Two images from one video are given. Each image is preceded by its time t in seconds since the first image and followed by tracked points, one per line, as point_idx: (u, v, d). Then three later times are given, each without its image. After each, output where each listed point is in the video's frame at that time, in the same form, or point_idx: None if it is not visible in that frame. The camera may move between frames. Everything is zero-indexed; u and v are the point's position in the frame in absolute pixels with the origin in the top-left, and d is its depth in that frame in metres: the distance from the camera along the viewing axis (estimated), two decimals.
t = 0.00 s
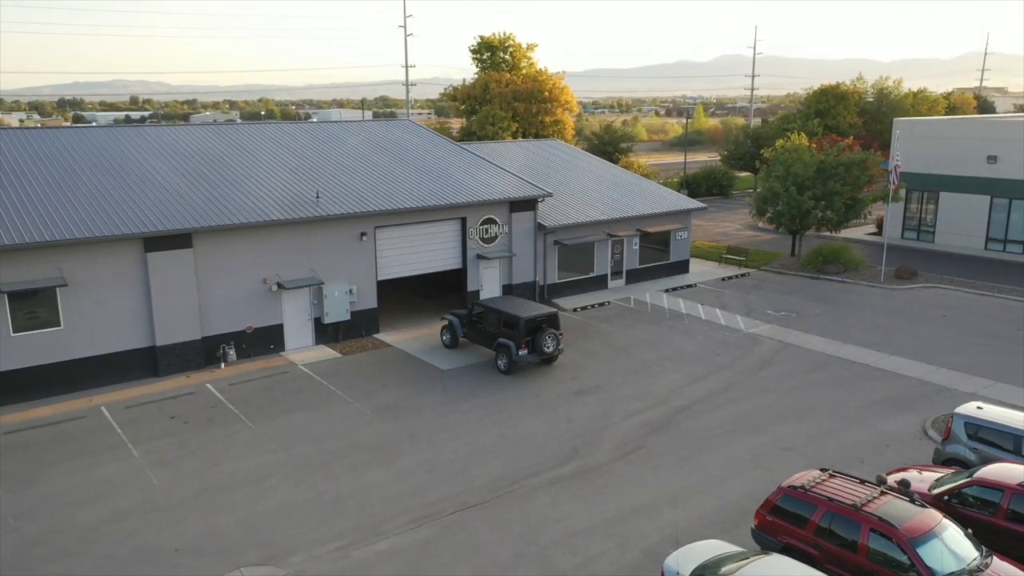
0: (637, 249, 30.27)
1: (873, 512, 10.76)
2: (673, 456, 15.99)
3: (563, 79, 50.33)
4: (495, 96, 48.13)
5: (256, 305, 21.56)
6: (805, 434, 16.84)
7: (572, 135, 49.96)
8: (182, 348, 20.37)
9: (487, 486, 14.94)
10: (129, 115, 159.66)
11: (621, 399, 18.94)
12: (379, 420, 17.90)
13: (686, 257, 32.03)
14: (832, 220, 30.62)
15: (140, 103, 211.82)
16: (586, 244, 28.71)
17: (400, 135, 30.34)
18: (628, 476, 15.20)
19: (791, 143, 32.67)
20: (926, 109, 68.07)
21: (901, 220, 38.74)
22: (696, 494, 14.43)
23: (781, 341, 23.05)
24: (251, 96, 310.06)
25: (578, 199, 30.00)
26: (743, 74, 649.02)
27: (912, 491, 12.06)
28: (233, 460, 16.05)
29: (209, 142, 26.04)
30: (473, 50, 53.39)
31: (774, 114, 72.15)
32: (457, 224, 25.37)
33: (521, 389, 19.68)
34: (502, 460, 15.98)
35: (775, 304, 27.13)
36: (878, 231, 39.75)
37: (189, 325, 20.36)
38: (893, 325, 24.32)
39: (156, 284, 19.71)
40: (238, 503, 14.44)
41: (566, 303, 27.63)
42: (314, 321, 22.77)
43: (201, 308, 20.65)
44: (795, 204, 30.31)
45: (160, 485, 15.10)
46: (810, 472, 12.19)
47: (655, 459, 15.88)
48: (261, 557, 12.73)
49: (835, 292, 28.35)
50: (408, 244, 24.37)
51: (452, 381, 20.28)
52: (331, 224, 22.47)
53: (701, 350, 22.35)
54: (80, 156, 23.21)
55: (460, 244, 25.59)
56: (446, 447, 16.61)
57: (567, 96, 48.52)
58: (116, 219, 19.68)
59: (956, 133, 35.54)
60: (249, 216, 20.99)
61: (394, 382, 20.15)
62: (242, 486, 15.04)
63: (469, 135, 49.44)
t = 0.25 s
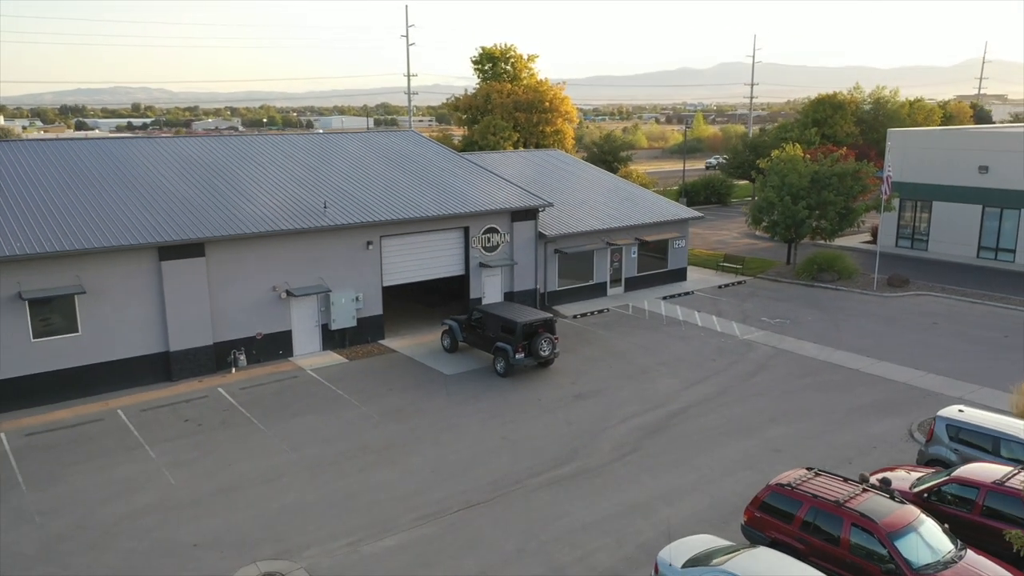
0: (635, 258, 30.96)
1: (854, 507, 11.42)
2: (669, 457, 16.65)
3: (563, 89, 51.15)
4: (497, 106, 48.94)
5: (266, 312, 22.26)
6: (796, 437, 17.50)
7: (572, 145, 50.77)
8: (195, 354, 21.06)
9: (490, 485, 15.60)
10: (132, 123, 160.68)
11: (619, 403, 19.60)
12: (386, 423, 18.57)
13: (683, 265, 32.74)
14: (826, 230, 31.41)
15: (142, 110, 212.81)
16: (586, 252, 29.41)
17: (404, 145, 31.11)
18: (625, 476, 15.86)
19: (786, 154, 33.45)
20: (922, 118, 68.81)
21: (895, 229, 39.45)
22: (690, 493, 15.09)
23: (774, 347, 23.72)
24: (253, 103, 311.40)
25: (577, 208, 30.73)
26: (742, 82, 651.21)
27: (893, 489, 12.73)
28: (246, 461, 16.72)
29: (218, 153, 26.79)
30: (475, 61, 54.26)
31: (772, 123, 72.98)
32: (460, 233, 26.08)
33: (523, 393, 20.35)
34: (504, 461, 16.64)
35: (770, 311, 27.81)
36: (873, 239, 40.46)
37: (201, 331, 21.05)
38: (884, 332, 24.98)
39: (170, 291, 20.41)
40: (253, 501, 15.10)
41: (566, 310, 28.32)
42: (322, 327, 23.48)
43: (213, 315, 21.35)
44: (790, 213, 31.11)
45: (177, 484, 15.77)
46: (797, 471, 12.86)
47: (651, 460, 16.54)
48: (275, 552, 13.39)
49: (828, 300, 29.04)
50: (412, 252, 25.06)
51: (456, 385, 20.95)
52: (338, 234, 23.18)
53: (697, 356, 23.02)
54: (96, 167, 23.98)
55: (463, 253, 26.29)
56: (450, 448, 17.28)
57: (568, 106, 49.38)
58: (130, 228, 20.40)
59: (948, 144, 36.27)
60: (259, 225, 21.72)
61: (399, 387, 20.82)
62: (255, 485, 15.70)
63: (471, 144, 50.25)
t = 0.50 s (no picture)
0: (637, 264, 31.53)
1: (843, 505, 11.99)
2: (668, 459, 17.21)
3: (567, 97, 51.75)
4: (501, 114, 49.55)
5: (276, 317, 22.89)
6: (792, 439, 18.05)
7: (575, 153, 51.37)
8: (208, 357, 21.70)
9: (495, 485, 16.18)
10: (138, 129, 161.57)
11: (620, 406, 20.16)
12: (393, 425, 19.14)
13: (684, 271, 33.31)
14: (825, 237, 31.89)
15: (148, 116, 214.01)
16: (588, 259, 29.99)
17: (411, 154, 31.80)
18: (625, 477, 16.42)
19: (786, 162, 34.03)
20: (923, 125, 69.23)
21: (894, 236, 39.96)
22: (688, 493, 15.64)
23: (773, 352, 24.26)
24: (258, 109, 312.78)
25: (580, 216, 31.35)
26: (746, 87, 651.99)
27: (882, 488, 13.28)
28: (260, 461, 17.32)
29: (229, 162, 27.46)
30: (479, 69, 54.92)
31: (775, 130, 73.50)
32: (465, 240, 26.70)
33: (527, 396, 20.94)
34: (508, 461, 17.22)
35: (768, 317, 28.36)
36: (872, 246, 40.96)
37: (214, 336, 21.68)
38: (880, 337, 25.51)
39: (184, 297, 21.05)
40: (267, 499, 15.70)
41: (569, 315, 28.90)
42: (331, 332, 24.09)
43: (226, 319, 21.98)
44: (789, 220, 31.71)
45: (193, 483, 16.36)
46: (790, 471, 13.42)
47: (651, 461, 17.12)
48: (290, 547, 13.99)
49: (827, 306, 29.57)
50: (419, 259, 25.68)
51: (462, 389, 21.54)
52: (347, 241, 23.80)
53: (696, 361, 23.57)
54: (112, 176, 24.72)
55: (468, 260, 26.91)
56: (456, 449, 17.86)
57: (571, 114, 49.98)
58: (147, 235, 21.07)
59: (946, 152, 36.81)
60: (271, 233, 22.38)
61: (406, 390, 21.42)
62: (269, 484, 16.30)
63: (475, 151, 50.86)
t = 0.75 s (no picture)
0: (638, 271, 32.20)
1: (830, 502, 12.65)
2: (666, 460, 17.86)
3: (570, 106, 52.51)
4: (505, 123, 50.33)
5: (287, 323, 23.60)
6: (787, 441, 18.68)
7: (578, 161, 52.11)
8: (222, 362, 22.41)
9: (499, 485, 16.84)
10: (143, 136, 162.68)
11: (621, 410, 20.82)
12: (402, 428, 19.81)
13: (684, 278, 33.98)
14: (822, 245, 32.55)
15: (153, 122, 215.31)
16: (590, 267, 30.66)
17: (417, 163, 32.56)
18: (625, 477, 17.07)
19: (784, 171, 34.71)
20: (923, 133, 69.87)
21: (891, 244, 40.61)
22: (685, 493, 16.29)
23: (770, 357, 24.90)
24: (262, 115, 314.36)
25: (582, 224, 32.04)
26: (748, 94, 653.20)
27: (869, 487, 13.93)
28: (273, 462, 18.00)
29: (241, 172, 28.28)
30: (483, 79, 55.72)
31: (775, 138, 74.18)
32: (470, 248, 27.41)
33: (530, 400, 21.60)
34: (512, 463, 17.88)
35: (766, 323, 29.00)
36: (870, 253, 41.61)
37: (228, 341, 22.39)
38: (875, 343, 26.13)
39: (199, 304, 21.78)
40: (281, 498, 16.38)
41: (571, 321, 29.57)
42: (339, 338, 24.78)
43: (239, 325, 22.69)
44: (786, 229, 32.38)
45: (210, 482, 17.05)
46: (781, 471, 14.09)
47: (649, 462, 17.77)
48: (304, 543, 14.65)
49: (824, 313, 30.22)
50: (425, 267, 26.38)
51: (467, 393, 22.22)
52: (356, 249, 24.52)
53: (695, 366, 24.23)
54: (128, 186, 25.51)
55: (473, 267, 27.61)
56: (462, 451, 18.53)
57: (573, 123, 50.73)
58: (163, 244, 21.82)
59: (942, 162, 37.47)
60: (282, 241, 23.11)
61: (413, 394, 22.10)
62: (282, 484, 16.98)
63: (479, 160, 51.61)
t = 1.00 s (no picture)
0: (638, 277, 32.77)
1: (820, 501, 13.22)
2: (665, 462, 18.42)
3: (572, 114, 53.16)
4: (507, 131, 51.01)
5: (296, 328, 24.21)
6: (782, 444, 19.24)
7: (579, 168, 52.75)
8: (232, 366, 23.01)
9: (503, 485, 17.40)
10: (146, 140, 163.07)
11: (621, 413, 21.38)
12: (408, 430, 20.39)
13: (684, 284, 34.55)
14: (820, 251, 33.10)
15: (157, 127, 216.36)
16: (592, 273, 31.24)
17: (421, 171, 33.23)
18: (625, 478, 17.64)
19: (782, 180, 35.33)
20: (921, 140, 70.39)
21: (889, 250, 41.15)
22: (683, 493, 16.85)
23: (767, 362, 25.45)
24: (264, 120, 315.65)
25: (584, 231, 32.65)
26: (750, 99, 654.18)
27: (860, 487, 14.48)
28: (284, 463, 18.59)
29: (251, 180, 28.98)
30: (486, 87, 56.42)
31: (776, 144, 74.79)
32: (474, 255, 28.01)
33: (533, 404, 22.17)
34: (516, 464, 18.45)
35: (764, 329, 29.55)
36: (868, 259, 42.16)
37: (238, 346, 23.01)
38: (870, 348, 26.68)
39: (211, 309, 22.40)
40: (293, 498, 16.96)
41: (573, 327, 30.14)
42: (347, 342, 25.37)
43: (249, 330, 23.30)
44: (784, 236, 33.01)
45: (224, 482, 17.64)
46: (774, 471, 14.66)
47: (648, 464, 18.33)
48: (315, 540, 15.24)
49: (821, 318, 30.77)
50: (430, 273, 26.98)
51: (471, 396, 22.80)
52: (363, 256, 25.15)
53: (694, 370, 24.79)
54: (141, 194, 26.20)
55: (477, 274, 28.21)
56: (467, 452, 19.10)
57: (575, 131, 51.39)
58: (176, 251, 22.47)
59: (938, 170, 38.04)
60: (292, 248, 23.75)
61: (419, 397, 22.68)
62: (293, 484, 17.57)
63: (482, 166, 52.27)
